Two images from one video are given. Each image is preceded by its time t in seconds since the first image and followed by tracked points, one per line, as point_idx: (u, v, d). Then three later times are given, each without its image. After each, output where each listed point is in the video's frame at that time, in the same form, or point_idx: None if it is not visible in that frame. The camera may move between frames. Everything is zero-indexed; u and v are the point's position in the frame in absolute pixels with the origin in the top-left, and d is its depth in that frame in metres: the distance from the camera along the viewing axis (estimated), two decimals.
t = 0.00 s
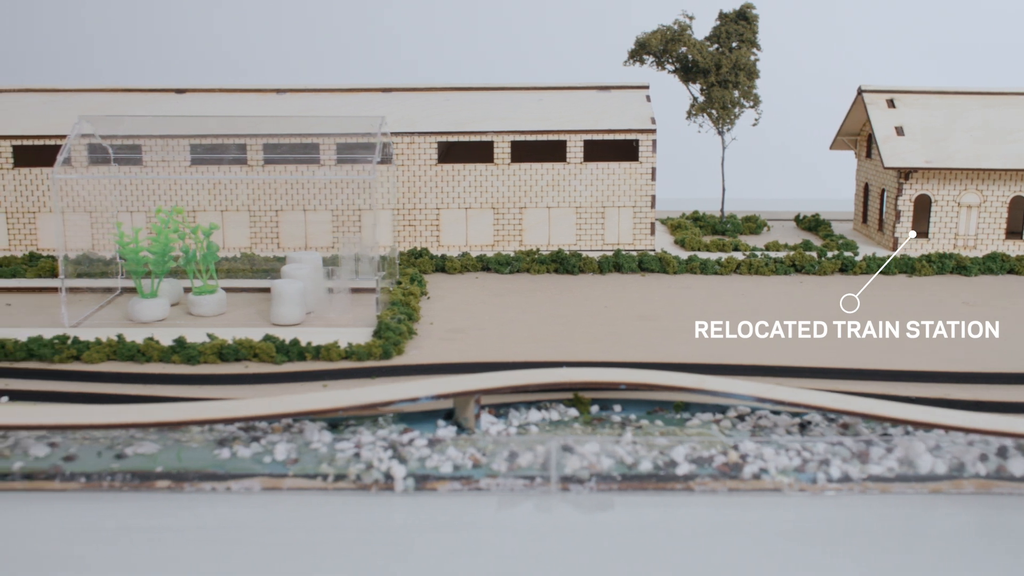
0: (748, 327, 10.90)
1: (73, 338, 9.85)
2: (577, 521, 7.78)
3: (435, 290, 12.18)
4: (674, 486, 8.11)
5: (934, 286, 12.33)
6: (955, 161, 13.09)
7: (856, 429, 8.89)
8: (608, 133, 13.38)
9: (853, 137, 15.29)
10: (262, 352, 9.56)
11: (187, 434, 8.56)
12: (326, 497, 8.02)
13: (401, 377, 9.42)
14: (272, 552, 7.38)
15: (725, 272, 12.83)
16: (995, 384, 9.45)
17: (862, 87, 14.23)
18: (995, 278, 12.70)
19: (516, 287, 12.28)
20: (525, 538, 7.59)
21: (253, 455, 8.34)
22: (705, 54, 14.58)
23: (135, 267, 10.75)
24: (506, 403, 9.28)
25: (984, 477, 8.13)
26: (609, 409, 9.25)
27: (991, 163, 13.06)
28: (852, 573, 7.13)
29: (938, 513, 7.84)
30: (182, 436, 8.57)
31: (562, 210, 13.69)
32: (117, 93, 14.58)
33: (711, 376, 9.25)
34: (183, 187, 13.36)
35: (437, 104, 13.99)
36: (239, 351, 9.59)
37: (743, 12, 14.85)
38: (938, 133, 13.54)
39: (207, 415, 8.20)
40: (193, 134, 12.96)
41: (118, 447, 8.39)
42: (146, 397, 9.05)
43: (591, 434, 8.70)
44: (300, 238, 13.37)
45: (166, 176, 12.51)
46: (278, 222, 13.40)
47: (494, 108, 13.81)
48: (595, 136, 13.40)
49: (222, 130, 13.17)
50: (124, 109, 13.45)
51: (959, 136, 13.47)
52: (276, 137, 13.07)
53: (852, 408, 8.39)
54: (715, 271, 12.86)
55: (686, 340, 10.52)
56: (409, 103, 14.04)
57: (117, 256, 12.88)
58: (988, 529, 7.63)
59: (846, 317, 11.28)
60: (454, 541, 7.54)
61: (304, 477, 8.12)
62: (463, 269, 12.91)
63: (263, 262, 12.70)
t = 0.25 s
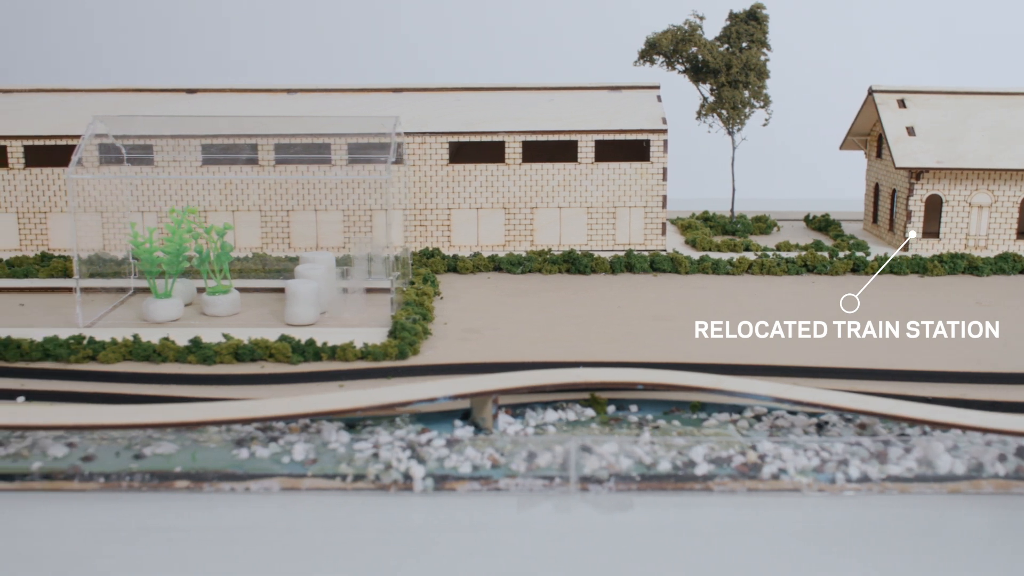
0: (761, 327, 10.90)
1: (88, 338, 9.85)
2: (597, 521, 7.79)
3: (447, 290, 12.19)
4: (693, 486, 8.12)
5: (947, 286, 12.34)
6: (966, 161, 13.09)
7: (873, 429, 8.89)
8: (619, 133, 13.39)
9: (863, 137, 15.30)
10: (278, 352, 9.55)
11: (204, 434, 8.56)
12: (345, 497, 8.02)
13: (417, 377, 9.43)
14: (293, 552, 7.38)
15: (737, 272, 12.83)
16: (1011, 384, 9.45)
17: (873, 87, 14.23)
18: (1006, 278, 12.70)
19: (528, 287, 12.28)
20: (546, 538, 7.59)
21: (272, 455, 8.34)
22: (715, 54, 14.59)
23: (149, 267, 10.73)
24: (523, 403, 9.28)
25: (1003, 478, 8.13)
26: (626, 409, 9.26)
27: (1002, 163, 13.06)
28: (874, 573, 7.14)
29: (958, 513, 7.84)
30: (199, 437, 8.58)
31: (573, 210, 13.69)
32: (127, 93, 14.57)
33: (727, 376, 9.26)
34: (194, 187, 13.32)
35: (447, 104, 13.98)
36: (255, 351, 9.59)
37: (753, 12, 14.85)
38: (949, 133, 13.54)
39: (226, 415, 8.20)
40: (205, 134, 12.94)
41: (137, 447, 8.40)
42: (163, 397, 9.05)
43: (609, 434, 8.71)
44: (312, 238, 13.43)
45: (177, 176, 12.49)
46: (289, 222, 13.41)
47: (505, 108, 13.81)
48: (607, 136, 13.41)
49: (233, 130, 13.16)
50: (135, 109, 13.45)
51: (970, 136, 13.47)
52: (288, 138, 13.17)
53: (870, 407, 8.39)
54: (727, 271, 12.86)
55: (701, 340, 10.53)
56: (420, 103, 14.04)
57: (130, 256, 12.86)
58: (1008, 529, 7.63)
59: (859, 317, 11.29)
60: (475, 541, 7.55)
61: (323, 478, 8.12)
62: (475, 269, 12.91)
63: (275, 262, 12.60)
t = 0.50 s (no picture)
0: (776, 327, 10.91)
1: (105, 338, 9.85)
2: (618, 521, 7.79)
3: (460, 290, 12.19)
4: (712, 486, 8.11)
5: (959, 286, 12.34)
6: (978, 161, 13.09)
7: (891, 429, 8.89)
8: (631, 133, 13.38)
9: (874, 138, 15.29)
10: (294, 352, 9.55)
11: (222, 434, 8.55)
12: (365, 497, 8.02)
13: (434, 377, 9.43)
14: (314, 552, 7.38)
15: (750, 272, 12.83)
16: None
17: (884, 87, 14.24)
18: (1019, 278, 12.70)
19: (541, 287, 12.28)
20: (566, 539, 7.59)
21: (291, 455, 8.33)
22: (726, 54, 14.59)
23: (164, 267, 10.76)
24: (540, 403, 9.29)
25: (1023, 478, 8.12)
26: (642, 409, 9.26)
27: (1014, 163, 13.06)
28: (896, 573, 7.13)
29: (978, 513, 7.84)
30: (217, 436, 8.56)
31: (585, 210, 13.69)
32: (138, 93, 14.57)
33: (744, 376, 9.26)
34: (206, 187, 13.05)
35: (458, 104, 13.97)
36: (271, 351, 9.59)
37: (764, 12, 14.84)
38: (961, 133, 13.54)
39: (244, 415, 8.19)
40: (215, 134, 12.98)
41: (155, 447, 8.39)
42: (181, 398, 9.06)
43: (627, 434, 8.70)
44: (323, 238, 13.37)
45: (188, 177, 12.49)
46: (300, 222, 13.37)
47: (517, 108, 13.80)
48: (618, 136, 13.40)
49: (245, 130, 13.16)
50: (147, 109, 13.44)
51: (981, 136, 13.47)
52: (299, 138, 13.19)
53: (889, 407, 8.39)
54: (740, 272, 12.86)
55: (716, 340, 10.52)
56: (432, 103, 14.04)
57: (143, 256, 12.83)
58: None
59: (873, 317, 11.29)
60: (496, 541, 7.54)
61: (343, 478, 8.12)
62: (487, 269, 12.92)
63: (287, 262, 12.85)
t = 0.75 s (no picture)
0: (790, 328, 10.91)
1: (121, 338, 9.85)
2: (637, 521, 7.80)
3: (473, 290, 12.20)
4: (731, 486, 8.11)
5: (972, 286, 12.34)
6: (990, 161, 13.09)
7: (909, 430, 8.89)
8: (642, 133, 13.39)
9: (885, 137, 15.27)
10: (310, 352, 9.56)
11: (240, 434, 8.54)
12: (384, 497, 8.03)
13: (450, 378, 9.43)
14: (335, 552, 7.38)
15: (762, 272, 12.83)
16: None
17: (895, 87, 14.24)
18: None
19: (554, 287, 12.29)
20: (586, 539, 7.59)
21: (309, 455, 8.32)
22: (737, 54, 14.59)
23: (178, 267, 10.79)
24: (556, 403, 9.29)
25: None
26: (659, 409, 9.25)
27: None
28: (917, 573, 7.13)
29: (998, 513, 7.84)
30: (235, 436, 8.53)
31: (596, 210, 13.68)
32: (149, 93, 14.57)
33: (761, 376, 9.25)
34: (217, 187, 13.04)
35: (470, 104, 13.97)
36: (287, 351, 9.59)
37: (774, 12, 14.85)
38: (972, 133, 13.55)
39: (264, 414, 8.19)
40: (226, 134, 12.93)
41: (174, 447, 8.39)
42: (198, 398, 9.06)
43: (645, 434, 8.71)
44: (334, 239, 13.20)
45: (200, 179, 12.48)
46: (312, 222, 13.32)
47: (528, 108, 13.80)
48: (630, 136, 13.40)
49: (257, 130, 13.16)
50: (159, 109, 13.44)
51: (993, 136, 13.47)
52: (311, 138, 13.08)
53: (907, 408, 8.39)
54: (752, 272, 12.86)
55: (731, 341, 10.52)
56: (443, 103, 14.04)
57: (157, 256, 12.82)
58: None
59: (888, 317, 11.29)
60: (516, 541, 7.54)
61: (362, 478, 8.12)
62: (499, 269, 12.93)
63: (300, 262, 13.33)
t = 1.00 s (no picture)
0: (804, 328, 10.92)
1: (137, 338, 9.86)
2: (658, 521, 7.80)
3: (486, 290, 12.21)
4: (750, 486, 8.12)
5: (985, 286, 12.33)
6: (1002, 161, 13.09)
7: (926, 430, 8.91)
8: (654, 133, 13.40)
9: (895, 138, 15.27)
10: (327, 352, 9.56)
11: (259, 435, 8.54)
12: (404, 497, 8.03)
13: (467, 378, 9.43)
14: (357, 552, 7.39)
15: (774, 272, 12.83)
16: None
17: (906, 87, 14.24)
18: None
19: (567, 288, 12.29)
20: (607, 539, 7.60)
21: (328, 455, 8.32)
22: (748, 54, 14.58)
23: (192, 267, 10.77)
24: (573, 403, 9.29)
25: None
26: (676, 409, 9.26)
27: None
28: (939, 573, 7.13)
29: (1018, 513, 7.84)
30: (253, 436, 8.52)
31: (608, 210, 13.61)
32: (160, 93, 14.57)
33: (778, 376, 9.25)
34: (230, 187, 13.04)
35: (481, 104, 13.95)
36: (303, 351, 9.60)
37: (785, 12, 14.84)
38: (984, 133, 13.54)
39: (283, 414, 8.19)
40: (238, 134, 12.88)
41: (192, 448, 8.39)
42: (215, 398, 9.07)
43: (663, 434, 8.71)
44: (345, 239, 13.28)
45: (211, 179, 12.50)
46: (323, 222, 13.52)
47: (540, 108, 13.79)
48: (641, 136, 13.40)
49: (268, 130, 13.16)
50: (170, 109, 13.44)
51: (1005, 137, 13.46)
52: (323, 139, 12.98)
53: (926, 408, 8.39)
54: (764, 272, 12.86)
55: (746, 341, 10.53)
56: (454, 102, 14.02)
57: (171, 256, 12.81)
58: None
59: (902, 317, 11.29)
60: (537, 542, 7.54)
61: (381, 478, 8.12)
62: (512, 269, 12.93)
63: (313, 262, 13.02)
